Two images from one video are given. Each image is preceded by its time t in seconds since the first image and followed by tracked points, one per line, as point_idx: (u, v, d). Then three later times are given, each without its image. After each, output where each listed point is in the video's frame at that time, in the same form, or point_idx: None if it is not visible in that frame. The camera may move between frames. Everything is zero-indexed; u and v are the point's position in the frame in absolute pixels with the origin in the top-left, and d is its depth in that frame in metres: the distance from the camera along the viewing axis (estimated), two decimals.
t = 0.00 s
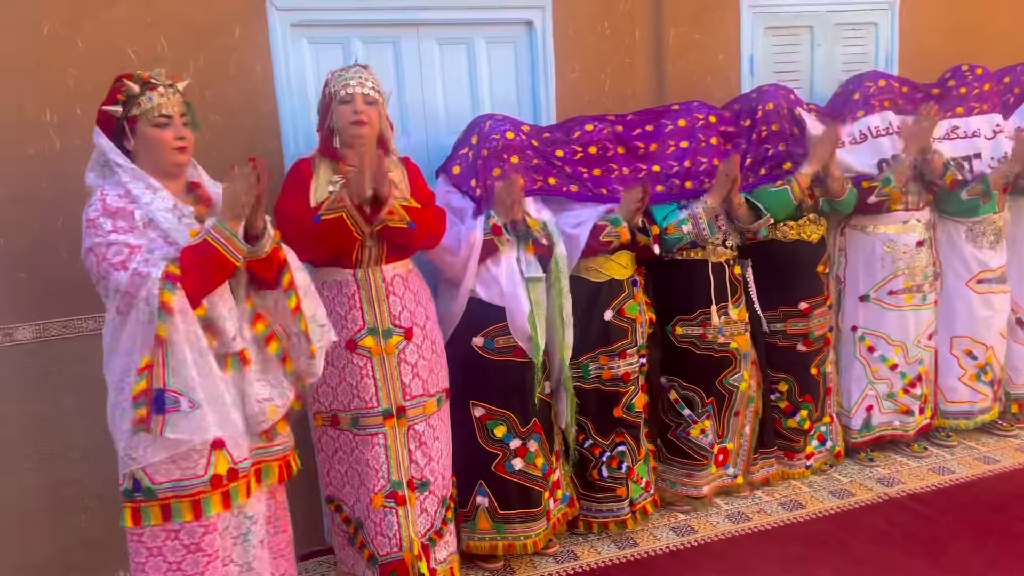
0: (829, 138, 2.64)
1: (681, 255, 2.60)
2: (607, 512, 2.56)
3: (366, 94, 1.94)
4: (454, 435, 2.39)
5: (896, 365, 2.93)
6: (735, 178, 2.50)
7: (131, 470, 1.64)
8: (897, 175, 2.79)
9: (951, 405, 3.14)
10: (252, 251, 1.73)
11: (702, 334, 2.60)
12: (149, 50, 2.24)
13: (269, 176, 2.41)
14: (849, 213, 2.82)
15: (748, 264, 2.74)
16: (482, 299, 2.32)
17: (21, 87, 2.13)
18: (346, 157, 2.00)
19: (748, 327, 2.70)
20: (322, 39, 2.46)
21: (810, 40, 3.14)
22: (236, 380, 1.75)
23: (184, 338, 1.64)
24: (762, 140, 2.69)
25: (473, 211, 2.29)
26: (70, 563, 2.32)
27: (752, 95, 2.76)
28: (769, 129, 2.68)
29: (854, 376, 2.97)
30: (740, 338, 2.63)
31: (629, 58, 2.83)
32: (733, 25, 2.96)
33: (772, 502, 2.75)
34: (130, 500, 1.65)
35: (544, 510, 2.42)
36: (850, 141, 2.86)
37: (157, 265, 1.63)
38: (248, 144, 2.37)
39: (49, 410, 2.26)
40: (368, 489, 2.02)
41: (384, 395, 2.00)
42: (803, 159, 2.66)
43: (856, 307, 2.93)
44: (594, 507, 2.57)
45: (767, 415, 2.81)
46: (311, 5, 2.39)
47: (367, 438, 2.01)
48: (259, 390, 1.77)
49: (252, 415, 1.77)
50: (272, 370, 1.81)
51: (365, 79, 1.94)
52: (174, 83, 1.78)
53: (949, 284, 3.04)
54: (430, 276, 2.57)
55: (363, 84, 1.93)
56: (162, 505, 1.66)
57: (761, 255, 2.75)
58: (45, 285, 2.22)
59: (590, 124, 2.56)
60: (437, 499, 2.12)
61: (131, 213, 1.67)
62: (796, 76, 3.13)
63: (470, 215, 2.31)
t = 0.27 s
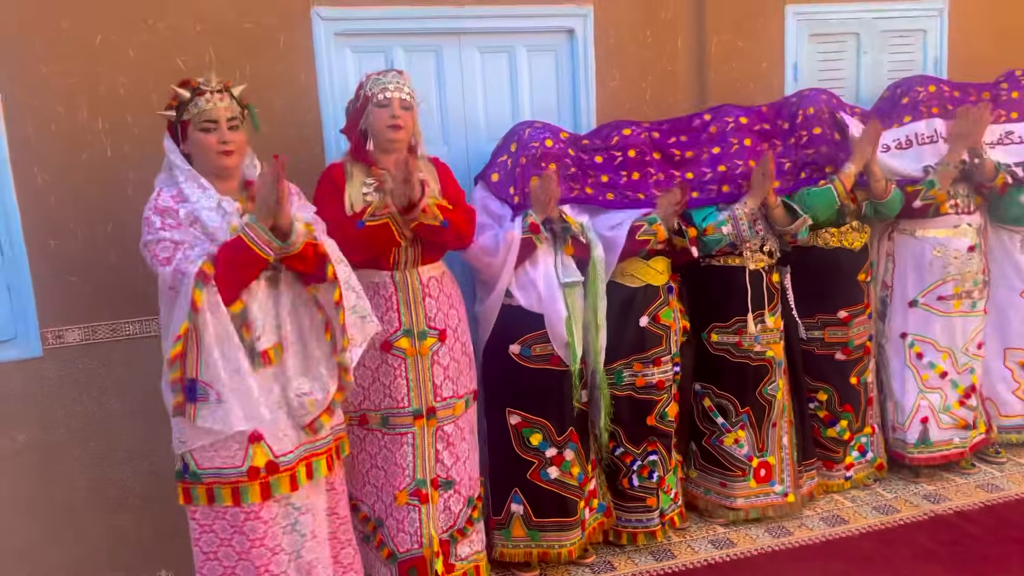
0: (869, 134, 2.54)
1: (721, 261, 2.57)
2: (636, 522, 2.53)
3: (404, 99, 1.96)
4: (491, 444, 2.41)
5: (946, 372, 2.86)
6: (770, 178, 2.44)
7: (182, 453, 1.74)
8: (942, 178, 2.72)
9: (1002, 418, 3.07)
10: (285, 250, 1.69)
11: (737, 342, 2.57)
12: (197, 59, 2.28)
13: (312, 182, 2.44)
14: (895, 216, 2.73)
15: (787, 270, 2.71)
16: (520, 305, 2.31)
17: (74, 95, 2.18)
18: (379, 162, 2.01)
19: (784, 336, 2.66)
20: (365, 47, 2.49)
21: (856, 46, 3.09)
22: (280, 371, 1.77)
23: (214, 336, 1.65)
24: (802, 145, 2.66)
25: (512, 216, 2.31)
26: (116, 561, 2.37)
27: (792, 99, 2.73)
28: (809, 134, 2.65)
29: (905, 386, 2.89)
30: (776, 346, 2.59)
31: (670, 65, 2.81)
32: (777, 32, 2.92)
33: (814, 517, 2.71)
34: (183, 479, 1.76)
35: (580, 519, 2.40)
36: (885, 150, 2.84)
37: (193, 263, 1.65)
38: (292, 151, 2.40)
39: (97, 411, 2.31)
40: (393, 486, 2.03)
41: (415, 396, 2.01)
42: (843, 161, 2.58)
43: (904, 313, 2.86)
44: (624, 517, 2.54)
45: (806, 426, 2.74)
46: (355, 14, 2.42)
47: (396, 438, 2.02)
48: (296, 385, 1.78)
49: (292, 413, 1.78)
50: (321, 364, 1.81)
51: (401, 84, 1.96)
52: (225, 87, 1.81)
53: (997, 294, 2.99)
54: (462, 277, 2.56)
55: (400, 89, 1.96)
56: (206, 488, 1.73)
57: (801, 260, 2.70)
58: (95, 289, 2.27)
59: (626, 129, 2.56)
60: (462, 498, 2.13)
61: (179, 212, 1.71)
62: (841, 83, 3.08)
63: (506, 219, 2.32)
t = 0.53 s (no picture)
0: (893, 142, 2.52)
1: (749, 271, 2.54)
2: (663, 533, 2.50)
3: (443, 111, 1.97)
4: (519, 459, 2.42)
5: (982, 386, 2.80)
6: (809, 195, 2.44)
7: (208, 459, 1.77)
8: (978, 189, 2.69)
9: None
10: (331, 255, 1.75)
11: (766, 352, 2.54)
12: (233, 68, 2.31)
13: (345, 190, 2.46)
14: (931, 226, 2.71)
15: (816, 280, 2.68)
16: (545, 313, 2.31)
17: (114, 103, 2.23)
18: (414, 172, 2.02)
19: (813, 344, 2.64)
20: (398, 55, 2.51)
21: (892, 53, 3.05)
22: (303, 389, 1.79)
23: (226, 352, 1.70)
24: (833, 154, 2.63)
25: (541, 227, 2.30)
26: (149, 562, 2.41)
27: (824, 107, 2.70)
28: (840, 143, 2.62)
29: (937, 397, 2.85)
30: (805, 356, 2.56)
31: (702, 72, 2.80)
32: (811, 39, 2.90)
33: (846, 530, 2.67)
34: (213, 486, 1.80)
35: (606, 530, 2.38)
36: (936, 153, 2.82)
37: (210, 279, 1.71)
38: (325, 159, 2.43)
39: (133, 413, 2.34)
40: (432, 498, 2.03)
41: (454, 409, 2.02)
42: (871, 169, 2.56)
43: (939, 323, 2.81)
44: (650, 528, 2.52)
45: (834, 436, 2.71)
46: (388, 22, 2.44)
47: (435, 450, 2.02)
48: (319, 402, 1.78)
49: (311, 429, 1.78)
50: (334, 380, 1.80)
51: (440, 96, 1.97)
52: (260, 102, 1.81)
53: None
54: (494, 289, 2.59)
55: (438, 101, 1.96)
56: (228, 496, 1.76)
57: (831, 270, 2.67)
58: (132, 293, 2.31)
59: (657, 138, 2.55)
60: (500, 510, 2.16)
61: (209, 227, 1.76)
62: (876, 91, 3.05)
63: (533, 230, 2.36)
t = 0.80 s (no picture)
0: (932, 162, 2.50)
1: (772, 280, 2.53)
2: (685, 541, 2.50)
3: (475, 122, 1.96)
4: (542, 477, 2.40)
5: (1010, 403, 2.77)
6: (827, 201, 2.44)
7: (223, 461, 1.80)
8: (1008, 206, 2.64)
9: None
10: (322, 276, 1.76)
11: (791, 362, 2.52)
12: (258, 74, 2.34)
13: (367, 196, 2.48)
14: (954, 239, 2.68)
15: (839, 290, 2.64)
16: (567, 323, 2.32)
17: (141, 109, 2.26)
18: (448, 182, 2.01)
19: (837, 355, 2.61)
20: (420, 62, 2.52)
21: (918, 59, 3.02)
22: (314, 392, 1.82)
23: (238, 358, 1.71)
24: (861, 164, 2.60)
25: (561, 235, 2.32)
26: (171, 563, 2.43)
27: (853, 115, 2.66)
28: (868, 153, 2.60)
29: (964, 414, 2.81)
30: (831, 367, 2.54)
31: (725, 79, 2.78)
32: (834, 45, 2.88)
33: (869, 541, 2.64)
34: (230, 487, 1.81)
35: (626, 538, 2.37)
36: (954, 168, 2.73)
37: (228, 284, 1.71)
38: (347, 165, 2.45)
39: (156, 415, 2.37)
40: (474, 518, 2.01)
41: (493, 426, 2.00)
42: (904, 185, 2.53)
43: (968, 340, 2.78)
44: (672, 536, 2.52)
45: (858, 447, 2.69)
46: (410, 29, 2.45)
47: (475, 469, 2.00)
48: (329, 404, 1.82)
49: (323, 432, 1.81)
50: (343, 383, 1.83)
51: (472, 107, 1.96)
52: (281, 110, 1.83)
53: None
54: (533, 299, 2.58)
55: (470, 113, 1.95)
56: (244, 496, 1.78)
57: (853, 279, 2.65)
58: (157, 296, 2.33)
59: (681, 145, 2.53)
60: (538, 525, 2.14)
61: (227, 233, 1.76)
62: (900, 97, 3.02)
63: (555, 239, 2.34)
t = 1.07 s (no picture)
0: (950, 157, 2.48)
1: (789, 280, 2.51)
2: (708, 542, 2.50)
3: (481, 124, 1.89)
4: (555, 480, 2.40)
5: None
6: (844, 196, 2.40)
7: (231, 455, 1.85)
8: None
9: None
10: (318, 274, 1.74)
11: (805, 364, 2.51)
12: (273, 77, 2.35)
13: (381, 199, 2.49)
14: (974, 236, 2.67)
15: (856, 290, 2.64)
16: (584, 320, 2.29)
17: (157, 111, 2.27)
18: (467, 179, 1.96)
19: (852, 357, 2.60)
20: (434, 64, 2.53)
21: (935, 61, 3.00)
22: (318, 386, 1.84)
23: (249, 348, 1.75)
24: (882, 163, 2.57)
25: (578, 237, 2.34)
26: (185, 564, 2.44)
27: (877, 113, 2.62)
28: (891, 154, 2.56)
29: (985, 413, 2.78)
30: (845, 370, 2.52)
31: (739, 82, 2.77)
32: (850, 47, 2.86)
33: (884, 547, 2.61)
34: (239, 479, 1.86)
35: (638, 541, 2.37)
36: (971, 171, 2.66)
37: (234, 276, 1.72)
38: (361, 167, 2.45)
39: (171, 416, 2.38)
40: (502, 523, 1.98)
41: (512, 423, 1.99)
42: (922, 183, 2.53)
43: (985, 335, 2.77)
44: (695, 538, 2.51)
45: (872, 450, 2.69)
46: (424, 32, 2.46)
47: (496, 470, 1.98)
48: (333, 396, 1.84)
49: (327, 425, 1.84)
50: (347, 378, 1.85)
51: (476, 108, 1.88)
52: (298, 108, 1.85)
53: None
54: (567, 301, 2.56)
55: (474, 113, 1.87)
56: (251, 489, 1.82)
57: (870, 280, 2.64)
58: (172, 296, 2.35)
59: (698, 146, 2.51)
60: (554, 526, 2.11)
61: (234, 226, 1.77)
62: (917, 100, 3.01)
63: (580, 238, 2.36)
